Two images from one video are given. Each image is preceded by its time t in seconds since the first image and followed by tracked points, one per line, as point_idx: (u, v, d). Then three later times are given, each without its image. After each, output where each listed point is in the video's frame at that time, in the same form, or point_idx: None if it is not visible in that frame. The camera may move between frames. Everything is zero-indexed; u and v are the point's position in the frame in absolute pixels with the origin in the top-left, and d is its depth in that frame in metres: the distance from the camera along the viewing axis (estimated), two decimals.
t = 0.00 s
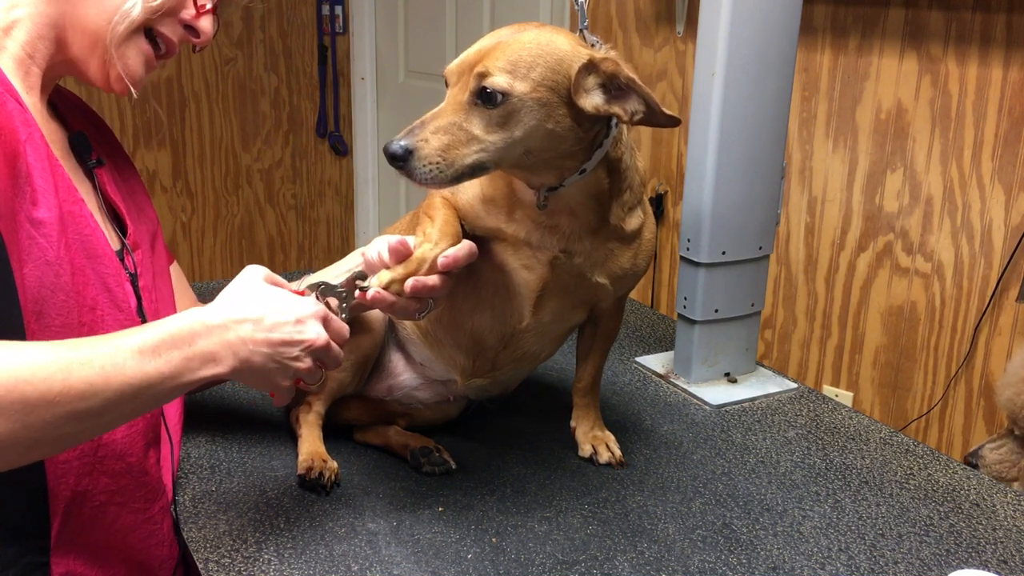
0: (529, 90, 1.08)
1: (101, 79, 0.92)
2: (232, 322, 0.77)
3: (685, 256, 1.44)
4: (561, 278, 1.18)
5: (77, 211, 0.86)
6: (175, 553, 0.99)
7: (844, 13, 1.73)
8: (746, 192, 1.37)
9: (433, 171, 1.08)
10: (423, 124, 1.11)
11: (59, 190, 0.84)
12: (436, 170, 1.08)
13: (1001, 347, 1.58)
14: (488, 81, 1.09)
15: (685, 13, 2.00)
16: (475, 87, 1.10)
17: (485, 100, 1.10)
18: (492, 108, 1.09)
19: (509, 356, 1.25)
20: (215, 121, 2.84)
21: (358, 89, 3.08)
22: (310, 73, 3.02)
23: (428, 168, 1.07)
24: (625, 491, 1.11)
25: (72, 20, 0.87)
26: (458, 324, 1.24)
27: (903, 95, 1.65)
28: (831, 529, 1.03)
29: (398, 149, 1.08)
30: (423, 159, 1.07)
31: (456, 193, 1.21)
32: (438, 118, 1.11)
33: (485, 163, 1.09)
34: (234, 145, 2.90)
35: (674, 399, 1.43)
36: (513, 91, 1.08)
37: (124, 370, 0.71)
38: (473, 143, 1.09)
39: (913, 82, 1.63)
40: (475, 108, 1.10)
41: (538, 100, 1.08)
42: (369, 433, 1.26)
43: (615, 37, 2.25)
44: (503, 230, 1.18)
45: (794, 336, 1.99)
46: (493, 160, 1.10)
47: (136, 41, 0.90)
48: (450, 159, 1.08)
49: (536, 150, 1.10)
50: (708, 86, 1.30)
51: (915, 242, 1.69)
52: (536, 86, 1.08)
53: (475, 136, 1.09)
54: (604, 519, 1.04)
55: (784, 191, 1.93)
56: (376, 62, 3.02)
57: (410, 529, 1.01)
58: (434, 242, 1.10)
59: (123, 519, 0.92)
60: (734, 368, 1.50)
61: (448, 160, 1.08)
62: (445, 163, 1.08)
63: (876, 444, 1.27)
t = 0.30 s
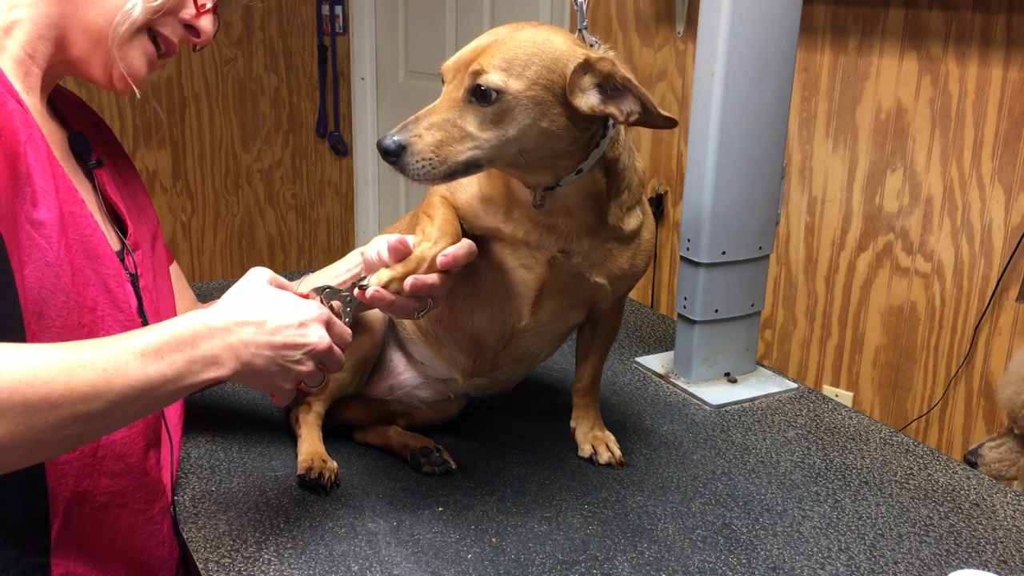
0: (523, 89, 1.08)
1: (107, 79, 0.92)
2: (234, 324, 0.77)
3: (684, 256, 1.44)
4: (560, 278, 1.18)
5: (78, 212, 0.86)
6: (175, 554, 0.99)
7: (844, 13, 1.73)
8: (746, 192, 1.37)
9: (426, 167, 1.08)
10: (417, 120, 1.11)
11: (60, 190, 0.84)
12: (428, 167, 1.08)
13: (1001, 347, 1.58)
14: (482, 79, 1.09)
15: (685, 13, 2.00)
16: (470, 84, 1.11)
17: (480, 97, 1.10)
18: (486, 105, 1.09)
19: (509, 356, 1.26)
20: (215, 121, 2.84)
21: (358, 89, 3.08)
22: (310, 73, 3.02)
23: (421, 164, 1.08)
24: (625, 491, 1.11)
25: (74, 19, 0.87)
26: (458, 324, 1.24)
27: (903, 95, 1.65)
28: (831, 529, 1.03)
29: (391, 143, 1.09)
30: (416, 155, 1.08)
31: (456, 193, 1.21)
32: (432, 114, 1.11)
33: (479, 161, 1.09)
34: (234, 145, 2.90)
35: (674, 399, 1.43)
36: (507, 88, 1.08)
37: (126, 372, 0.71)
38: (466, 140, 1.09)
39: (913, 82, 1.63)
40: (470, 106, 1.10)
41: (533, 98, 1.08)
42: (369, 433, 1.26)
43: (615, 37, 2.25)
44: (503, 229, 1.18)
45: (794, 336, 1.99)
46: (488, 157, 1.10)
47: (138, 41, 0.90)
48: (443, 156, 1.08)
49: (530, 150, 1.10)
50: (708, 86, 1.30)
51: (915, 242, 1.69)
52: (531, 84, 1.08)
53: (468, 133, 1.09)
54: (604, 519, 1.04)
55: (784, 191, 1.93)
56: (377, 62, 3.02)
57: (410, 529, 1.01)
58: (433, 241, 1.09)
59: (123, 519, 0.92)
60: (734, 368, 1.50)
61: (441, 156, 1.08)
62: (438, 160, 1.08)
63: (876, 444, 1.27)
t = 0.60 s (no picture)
0: (526, 87, 1.08)
1: (111, 78, 0.92)
2: (235, 323, 0.77)
3: (685, 256, 1.44)
4: (560, 278, 1.18)
5: (78, 212, 0.86)
6: (176, 554, 1.00)
7: (844, 13, 1.73)
8: (746, 192, 1.37)
9: (428, 164, 1.08)
10: (420, 117, 1.11)
11: (60, 191, 0.84)
12: (431, 163, 1.08)
13: (1001, 347, 1.58)
14: (485, 78, 1.09)
15: (685, 13, 2.00)
16: (472, 83, 1.10)
17: (483, 96, 1.10)
18: (490, 104, 1.09)
19: (508, 356, 1.26)
20: (215, 121, 2.84)
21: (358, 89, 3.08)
22: (310, 73, 3.02)
23: (423, 161, 1.07)
24: (625, 491, 1.11)
25: (77, 20, 0.87)
26: (457, 324, 1.24)
27: (903, 95, 1.65)
28: (831, 529, 1.03)
29: (393, 140, 1.08)
30: (418, 152, 1.08)
31: (456, 192, 1.21)
32: (435, 112, 1.11)
33: (481, 158, 1.09)
34: (234, 145, 2.90)
35: (674, 399, 1.43)
36: (510, 87, 1.08)
37: (126, 370, 0.71)
38: (468, 138, 1.09)
39: (913, 81, 1.63)
40: (473, 104, 1.10)
41: (534, 97, 1.09)
42: (369, 433, 1.26)
43: (615, 37, 2.25)
44: (503, 229, 1.18)
45: (794, 336, 1.99)
46: (490, 155, 1.10)
47: (140, 41, 0.90)
48: (445, 153, 1.08)
49: (532, 148, 1.10)
50: (708, 86, 1.30)
51: (915, 242, 1.69)
52: (534, 83, 1.08)
53: (470, 131, 1.09)
54: (604, 519, 1.04)
55: (784, 191, 1.93)
56: (376, 62, 3.02)
57: (410, 529, 1.01)
58: (433, 241, 1.10)
59: (123, 520, 0.92)
60: (734, 368, 1.50)
61: (443, 153, 1.08)
62: (440, 157, 1.08)
63: (876, 444, 1.27)
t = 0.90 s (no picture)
0: (529, 87, 1.08)
1: (112, 77, 0.92)
2: (235, 323, 0.77)
3: (684, 256, 1.44)
4: (560, 278, 1.18)
5: (77, 213, 0.86)
6: (176, 554, 1.00)
7: (844, 13, 1.73)
8: (745, 192, 1.37)
9: (429, 163, 1.07)
10: (422, 115, 1.11)
11: (59, 192, 0.84)
12: (432, 162, 1.07)
13: (1001, 347, 1.58)
14: (488, 77, 1.09)
15: (685, 13, 2.00)
16: (474, 82, 1.10)
17: (486, 95, 1.10)
18: (492, 103, 1.09)
19: (508, 356, 1.26)
20: (215, 121, 2.84)
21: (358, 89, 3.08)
22: (310, 73, 3.02)
23: (425, 159, 1.07)
24: (625, 491, 1.11)
25: (78, 19, 0.87)
26: (457, 325, 1.24)
27: (903, 95, 1.65)
28: (831, 529, 1.03)
29: (395, 137, 1.08)
30: (420, 150, 1.07)
31: (456, 192, 1.21)
32: (437, 110, 1.11)
33: (483, 157, 1.09)
34: (234, 145, 2.90)
35: (674, 399, 1.43)
36: (513, 86, 1.08)
37: (126, 371, 0.71)
38: (470, 137, 1.09)
39: (913, 81, 1.63)
40: (475, 103, 1.10)
41: (538, 96, 1.09)
42: (369, 433, 1.26)
43: (615, 36, 2.25)
44: (502, 229, 1.18)
45: (794, 336, 1.99)
46: (491, 154, 1.10)
47: (141, 39, 0.90)
48: (447, 152, 1.08)
49: (533, 148, 1.10)
50: (708, 86, 1.30)
51: (915, 242, 1.69)
52: (537, 83, 1.08)
53: (472, 129, 1.09)
54: (605, 519, 1.04)
55: (784, 191, 1.93)
56: (376, 62, 3.02)
57: (410, 529, 1.01)
58: (433, 240, 1.10)
59: (123, 520, 0.92)
60: (734, 368, 1.50)
61: (445, 151, 1.08)
62: (442, 155, 1.07)
63: (876, 444, 1.27)
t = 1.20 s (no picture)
0: (534, 85, 1.08)
1: (112, 77, 0.92)
2: (234, 322, 0.77)
3: (684, 256, 1.44)
4: (560, 278, 1.18)
5: (77, 213, 0.86)
6: (175, 554, 0.99)
7: (844, 13, 1.73)
8: (745, 191, 1.37)
9: (434, 162, 1.07)
10: (425, 114, 1.10)
11: (59, 192, 0.84)
12: (437, 161, 1.07)
13: (1001, 346, 1.58)
14: (492, 76, 1.09)
15: (685, 13, 2.00)
16: (479, 81, 1.10)
17: (490, 94, 1.09)
18: (496, 102, 1.09)
19: (507, 355, 1.26)
20: (215, 121, 2.84)
21: (358, 89, 3.08)
22: (310, 73, 3.02)
23: (430, 158, 1.07)
24: (625, 491, 1.11)
25: (78, 19, 0.86)
26: (456, 324, 1.24)
27: (903, 95, 1.65)
28: (831, 529, 1.03)
29: (399, 137, 1.08)
30: (424, 149, 1.07)
31: (456, 191, 1.21)
32: (441, 109, 1.11)
33: (487, 156, 1.09)
34: (234, 145, 2.90)
35: (674, 399, 1.43)
36: (517, 84, 1.08)
37: (125, 370, 0.71)
38: (474, 136, 1.09)
39: (913, 81, 1.63)
40: (479, 102, 1.10)
41: (542, 95, 1.09)
42: (369, 434, 1.26)
43: (615, 36, 2.25)
44: (502, 229, 1.18)
45: (794, 336, 1.98)
46: (495, 153, 1.09)
47: (140, 39, 0.90)
48: (451, 151, 1.08)
49: (537, 147, 1.10)
50: (708, 86, 1.30)
51: (915, 242, 1.69)
52: (541, 82, 1.08)
53: (477, 128, 1.09)
54: (605, 519, 1.04)
55: (784, 191, 1.92)
56: (376, 62, 3.02)
57: (410, 529, 1.01)
58: (433, 239, 1.10)
59: (123, 520, 0.92)
60: (734, 368, 1.50)
61: (450, 151, 1.08)
62: (447, 154, 1.07)
63: (876, 444, 1.27)
